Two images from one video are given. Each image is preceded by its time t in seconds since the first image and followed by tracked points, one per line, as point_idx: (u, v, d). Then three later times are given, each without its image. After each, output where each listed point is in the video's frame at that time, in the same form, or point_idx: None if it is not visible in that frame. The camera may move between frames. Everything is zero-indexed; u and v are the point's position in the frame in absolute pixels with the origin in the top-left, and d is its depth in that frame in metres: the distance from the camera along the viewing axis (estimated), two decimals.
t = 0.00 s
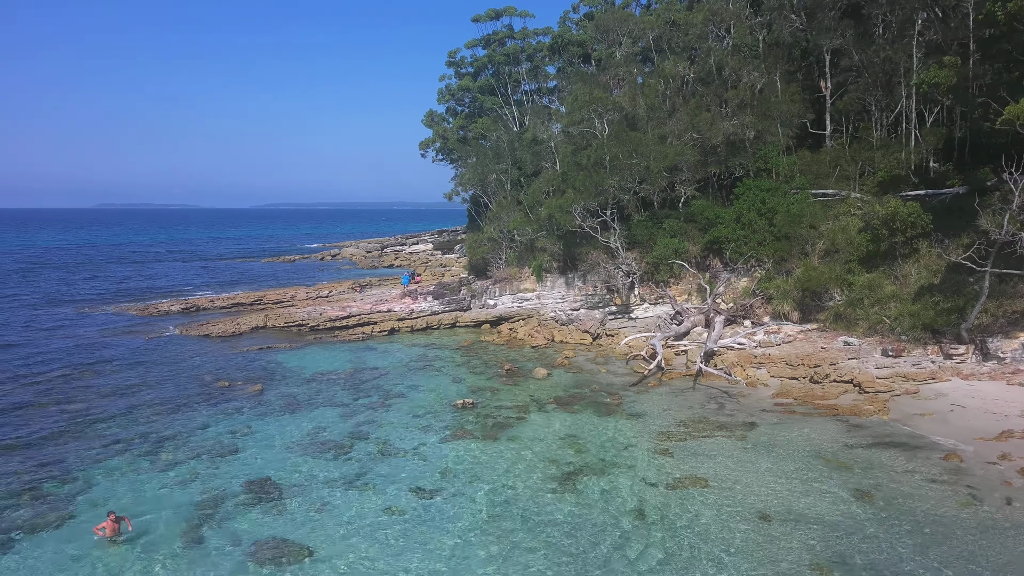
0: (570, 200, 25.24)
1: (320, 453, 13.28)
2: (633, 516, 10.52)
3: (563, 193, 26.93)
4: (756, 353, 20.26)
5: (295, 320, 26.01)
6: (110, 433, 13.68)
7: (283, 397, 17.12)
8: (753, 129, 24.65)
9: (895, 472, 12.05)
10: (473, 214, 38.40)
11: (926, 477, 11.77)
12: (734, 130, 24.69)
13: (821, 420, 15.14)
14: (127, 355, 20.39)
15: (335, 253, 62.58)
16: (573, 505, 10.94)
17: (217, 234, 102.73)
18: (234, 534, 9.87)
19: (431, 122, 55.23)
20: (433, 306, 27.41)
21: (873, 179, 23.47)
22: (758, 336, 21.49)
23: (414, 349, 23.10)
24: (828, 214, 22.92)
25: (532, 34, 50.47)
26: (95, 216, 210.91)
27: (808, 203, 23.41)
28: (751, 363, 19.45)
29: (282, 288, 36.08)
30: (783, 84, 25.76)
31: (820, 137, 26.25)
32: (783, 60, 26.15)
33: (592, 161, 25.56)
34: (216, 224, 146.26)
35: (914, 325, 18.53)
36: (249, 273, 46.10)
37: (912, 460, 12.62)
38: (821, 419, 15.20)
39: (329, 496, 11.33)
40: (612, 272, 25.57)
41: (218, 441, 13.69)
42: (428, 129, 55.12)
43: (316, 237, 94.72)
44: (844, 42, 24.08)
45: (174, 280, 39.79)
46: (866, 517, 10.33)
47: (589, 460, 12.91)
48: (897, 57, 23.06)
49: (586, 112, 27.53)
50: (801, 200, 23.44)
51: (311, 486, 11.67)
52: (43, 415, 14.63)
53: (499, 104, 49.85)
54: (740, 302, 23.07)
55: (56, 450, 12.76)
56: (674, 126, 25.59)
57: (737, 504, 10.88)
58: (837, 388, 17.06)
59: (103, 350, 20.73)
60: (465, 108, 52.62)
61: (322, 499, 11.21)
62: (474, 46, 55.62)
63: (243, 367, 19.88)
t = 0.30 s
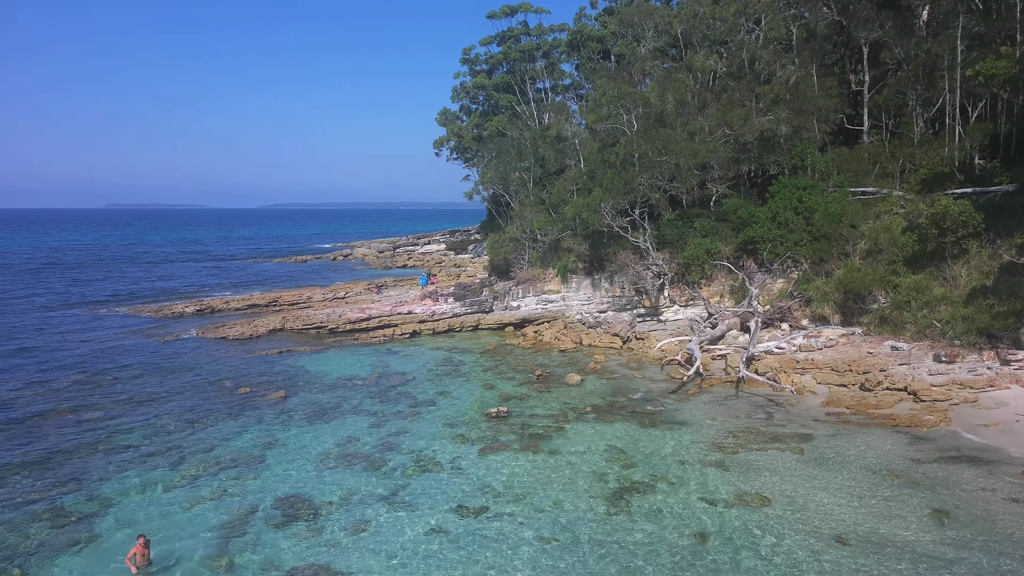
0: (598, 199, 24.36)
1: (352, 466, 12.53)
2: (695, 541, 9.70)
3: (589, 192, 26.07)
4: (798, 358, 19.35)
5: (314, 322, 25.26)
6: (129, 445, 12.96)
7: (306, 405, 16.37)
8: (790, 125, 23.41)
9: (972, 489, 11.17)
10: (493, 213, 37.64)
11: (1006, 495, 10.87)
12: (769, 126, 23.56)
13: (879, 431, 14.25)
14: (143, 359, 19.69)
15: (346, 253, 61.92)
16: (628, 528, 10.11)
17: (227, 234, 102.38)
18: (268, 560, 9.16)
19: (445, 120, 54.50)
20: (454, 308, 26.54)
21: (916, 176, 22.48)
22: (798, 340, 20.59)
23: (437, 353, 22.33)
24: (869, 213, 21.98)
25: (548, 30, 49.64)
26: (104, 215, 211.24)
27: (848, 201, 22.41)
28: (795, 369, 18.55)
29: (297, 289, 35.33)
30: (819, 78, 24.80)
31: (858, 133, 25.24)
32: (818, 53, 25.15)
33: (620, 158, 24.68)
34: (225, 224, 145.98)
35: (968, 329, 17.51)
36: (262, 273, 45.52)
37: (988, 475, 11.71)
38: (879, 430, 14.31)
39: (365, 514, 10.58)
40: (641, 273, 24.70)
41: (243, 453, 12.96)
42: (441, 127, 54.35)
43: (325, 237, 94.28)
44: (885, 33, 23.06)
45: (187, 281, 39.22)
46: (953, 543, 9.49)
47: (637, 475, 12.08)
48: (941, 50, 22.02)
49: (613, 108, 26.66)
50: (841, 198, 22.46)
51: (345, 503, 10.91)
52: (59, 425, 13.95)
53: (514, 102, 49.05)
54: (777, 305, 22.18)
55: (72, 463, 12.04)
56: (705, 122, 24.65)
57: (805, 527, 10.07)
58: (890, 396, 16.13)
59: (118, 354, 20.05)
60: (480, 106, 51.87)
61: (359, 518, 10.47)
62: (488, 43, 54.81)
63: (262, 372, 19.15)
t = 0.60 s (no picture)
0: (629, 198, 23.51)
1: (388, 483, 11.72)
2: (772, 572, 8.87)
3: (617, 191, 25.24)
4: (845, 364, 18.44)
5: (334, 325, 24.49)
6: (151, 457, 12.25)
7: (333, 413, 15.62)
8: (830, 121, 22.55)
9: None
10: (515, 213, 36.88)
11: None
12: (807, 121, 22.63)
13: (945, 445, 13.32)
14: (160, 363, 19.00)
15: (359, 254, 61.30)
16: (694, 557, 9.26)
17: (237, 234, 102.05)
18: None
19: (459, 119, 53.79)
20: (477, 310, 25.71)
21: (961, 174, 21.46)
22: (842, 345, 19.69)
23: (463, 358, 21.53)
24: (914, 212, 21.00)
25: (565, 27, 48.80)
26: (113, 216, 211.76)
27: (891, 200, 21.43)
28: (843, 376, 17.67)
29: (313, 290, 34.64)
30: (859, 73, 23.86)
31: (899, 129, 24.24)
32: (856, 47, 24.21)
33: (652, 156, 23.82)
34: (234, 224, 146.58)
35: None
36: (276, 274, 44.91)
37: None
38: (944, 445, 13.37)
39: (407, 538, 9.78)
40: (673, 274, 23.84)
41: (271, 468, 12.17)
42: (455, 126, 53.60)
43: (336, 237, 93.79)
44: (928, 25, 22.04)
45: (201, 282, 38.61)
46: None
47: (695, 494, 11.22)
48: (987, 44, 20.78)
49: (642, 104, 25.81)
50: (883, 197, 21.49)
51: (385, 524, 10.14)
52: (76, 435, 13.19)
53: (530, 100, 48.26)
54: (817, 308, 21.28)
55: (92, 477, 11.34)
56: (739, 119, 23.76)
57: (890, 556, 9.21)
58: (950, 406, 15.19)
59: (135, 358, 19.38)
60: (495, 104, 51.12)
61: (401, 542, 9.68)
62: (503, 41, 54.01)
63: (284, 377, 18.43)
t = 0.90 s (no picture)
0: (661, 196, 22.74)
1: (429, 500, 10.96)
2: None
3: (648, 190, 24.49)
4: (896, 370, 17.59)
5: (354, 328, 23.76)
6: (175, 471, 11.52)
7: (361, 422, 14.86)
8: (873, 116, 21.58)
9: None
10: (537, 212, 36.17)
11: None
12: (847, 117, 21.67)
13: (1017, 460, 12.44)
14: (179, 368, 18.28)
15: (371, 254, 60.62)
16: None
17: (247, 234, 101.63)
18: None
19: (473, 117, 53.03)
20: (501, 312, 24.92)
21: (1010, 171, 20.42)
22: (889, 350, 18.88)
23: (491, 362, 20.77)
24: (962, 211, 20.02)
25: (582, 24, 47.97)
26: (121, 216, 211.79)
27: (937, 199, 20.35)
28: (896, 383, 16.84)
29: (328, 292, 33.97)
30: (901, 67, 23.09)
31: (940, 125, 23.28)
32: (897, 41, 23.30)
33: (685, 153, 23.08)
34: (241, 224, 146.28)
35: None
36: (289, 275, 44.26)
37: None
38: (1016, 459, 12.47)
39: (458, 564, 9.02)
40: (706, 276, 22.90)
41: (303, 483, 11.43)
42: (469, 125, 52.83)
43: (345, 237, 93.24)
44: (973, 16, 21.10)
45: (214, 282, 37.96)
46: None
47: (763, 515, 10.39)
48: None
49: (673, 100, 25.10)
50: (928, 195, 20.44)
51: (431, 549, 9.35)
52: (95, 446, 12.47)
53: (546, 98, 47.46)
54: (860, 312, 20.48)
55: (115, 493, 10.63)
56: (774, 114, 22.81)
57: None
58: (1014, 417, 14.24)
59: (152, 363, 18.67)
60: (510, 102, 50.34)
61: (451, 569, 8.91)
62: (518, 38, 53.19)
63: (307, 383, 17.68)
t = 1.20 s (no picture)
0: (695, 196, 21.95)
1: (476, 520, 10.22)
2: None
3: (680, 189, 23.75)
4: (950, 377, 16.72)
5: (375, 331, 23.01)
6: (201, 488, 10.78)
7: (393, 433, 14.10)
8: (917, 111, 20.70)
9: None
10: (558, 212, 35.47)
11: None
12: (888, 112, 20.74)
13: None
14: (197, 374, 17.55)
15: (382, 254, 59.97)
16: None
17: (255, 234, 101.19)
18: None
19: (487, 115, 52.31)
20: (526, 315, 24.14)
21: None
22: (939, 357, 17.99)
23: (519, 368, 20.01)
24: (1012, 210, 18.94)
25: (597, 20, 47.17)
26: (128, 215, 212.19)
27: (986, 198, 19.16)
28: (952, 392, 15.99)
29: (344, 293, 33.26)
30: (945, 61, 22.29)
31: (983, 120, 22.40)
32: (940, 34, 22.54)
33: (719, 151, 22.30)
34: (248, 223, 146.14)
35: None
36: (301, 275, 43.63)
37: None
38: None
39: None
40: (741, 279, 21.78)
41: (339, 501, 10.70)
42: (482, 123, 52.03)
43: (353, 237, 92.69)
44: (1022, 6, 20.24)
45: (226, 284, 37.34)
46: None
47: (839, 540, 9.59)
48: None
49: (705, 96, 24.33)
50: (975, 194, 19.34)
51: None
52: (116, 460, 11.77)
53: (562, 96, 46.70)
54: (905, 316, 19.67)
55: (140, 513, 9.93)
56: (811, 110, 21.92)
57: None
58: None
59: (169, 369, 17.95)
60: (525, 100, 49.58)
61: None
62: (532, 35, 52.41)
63: (331, 391, 16.92)
